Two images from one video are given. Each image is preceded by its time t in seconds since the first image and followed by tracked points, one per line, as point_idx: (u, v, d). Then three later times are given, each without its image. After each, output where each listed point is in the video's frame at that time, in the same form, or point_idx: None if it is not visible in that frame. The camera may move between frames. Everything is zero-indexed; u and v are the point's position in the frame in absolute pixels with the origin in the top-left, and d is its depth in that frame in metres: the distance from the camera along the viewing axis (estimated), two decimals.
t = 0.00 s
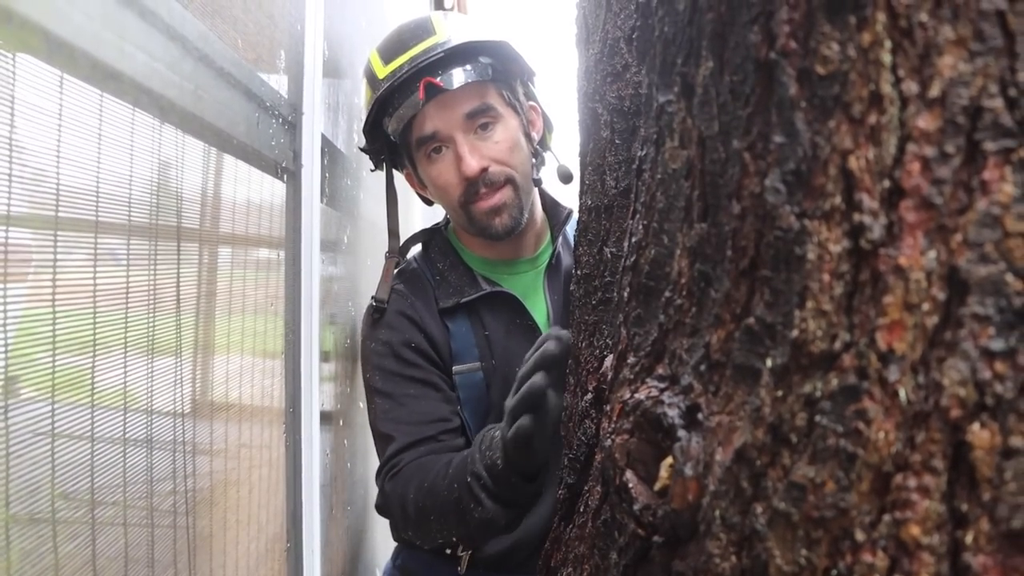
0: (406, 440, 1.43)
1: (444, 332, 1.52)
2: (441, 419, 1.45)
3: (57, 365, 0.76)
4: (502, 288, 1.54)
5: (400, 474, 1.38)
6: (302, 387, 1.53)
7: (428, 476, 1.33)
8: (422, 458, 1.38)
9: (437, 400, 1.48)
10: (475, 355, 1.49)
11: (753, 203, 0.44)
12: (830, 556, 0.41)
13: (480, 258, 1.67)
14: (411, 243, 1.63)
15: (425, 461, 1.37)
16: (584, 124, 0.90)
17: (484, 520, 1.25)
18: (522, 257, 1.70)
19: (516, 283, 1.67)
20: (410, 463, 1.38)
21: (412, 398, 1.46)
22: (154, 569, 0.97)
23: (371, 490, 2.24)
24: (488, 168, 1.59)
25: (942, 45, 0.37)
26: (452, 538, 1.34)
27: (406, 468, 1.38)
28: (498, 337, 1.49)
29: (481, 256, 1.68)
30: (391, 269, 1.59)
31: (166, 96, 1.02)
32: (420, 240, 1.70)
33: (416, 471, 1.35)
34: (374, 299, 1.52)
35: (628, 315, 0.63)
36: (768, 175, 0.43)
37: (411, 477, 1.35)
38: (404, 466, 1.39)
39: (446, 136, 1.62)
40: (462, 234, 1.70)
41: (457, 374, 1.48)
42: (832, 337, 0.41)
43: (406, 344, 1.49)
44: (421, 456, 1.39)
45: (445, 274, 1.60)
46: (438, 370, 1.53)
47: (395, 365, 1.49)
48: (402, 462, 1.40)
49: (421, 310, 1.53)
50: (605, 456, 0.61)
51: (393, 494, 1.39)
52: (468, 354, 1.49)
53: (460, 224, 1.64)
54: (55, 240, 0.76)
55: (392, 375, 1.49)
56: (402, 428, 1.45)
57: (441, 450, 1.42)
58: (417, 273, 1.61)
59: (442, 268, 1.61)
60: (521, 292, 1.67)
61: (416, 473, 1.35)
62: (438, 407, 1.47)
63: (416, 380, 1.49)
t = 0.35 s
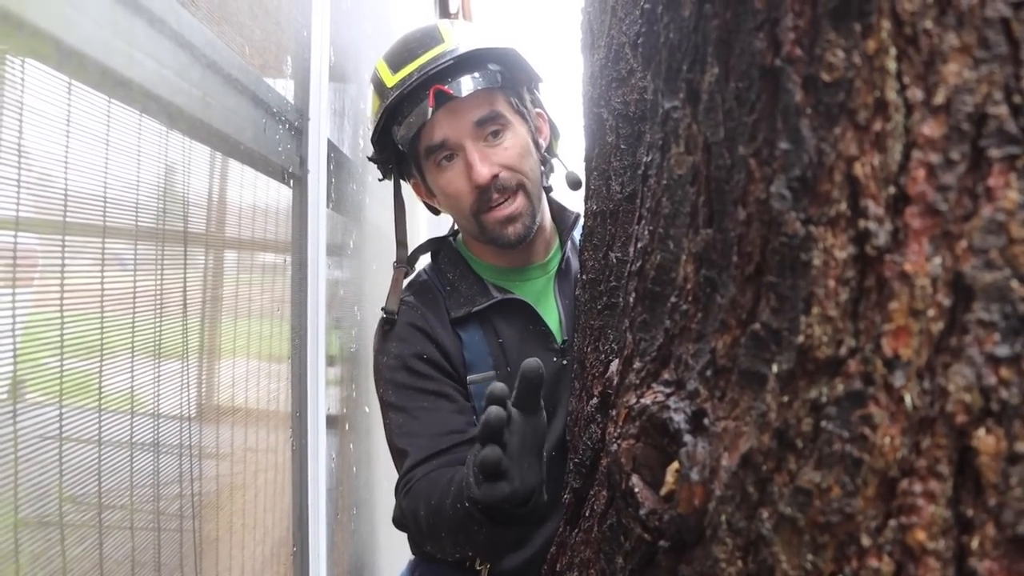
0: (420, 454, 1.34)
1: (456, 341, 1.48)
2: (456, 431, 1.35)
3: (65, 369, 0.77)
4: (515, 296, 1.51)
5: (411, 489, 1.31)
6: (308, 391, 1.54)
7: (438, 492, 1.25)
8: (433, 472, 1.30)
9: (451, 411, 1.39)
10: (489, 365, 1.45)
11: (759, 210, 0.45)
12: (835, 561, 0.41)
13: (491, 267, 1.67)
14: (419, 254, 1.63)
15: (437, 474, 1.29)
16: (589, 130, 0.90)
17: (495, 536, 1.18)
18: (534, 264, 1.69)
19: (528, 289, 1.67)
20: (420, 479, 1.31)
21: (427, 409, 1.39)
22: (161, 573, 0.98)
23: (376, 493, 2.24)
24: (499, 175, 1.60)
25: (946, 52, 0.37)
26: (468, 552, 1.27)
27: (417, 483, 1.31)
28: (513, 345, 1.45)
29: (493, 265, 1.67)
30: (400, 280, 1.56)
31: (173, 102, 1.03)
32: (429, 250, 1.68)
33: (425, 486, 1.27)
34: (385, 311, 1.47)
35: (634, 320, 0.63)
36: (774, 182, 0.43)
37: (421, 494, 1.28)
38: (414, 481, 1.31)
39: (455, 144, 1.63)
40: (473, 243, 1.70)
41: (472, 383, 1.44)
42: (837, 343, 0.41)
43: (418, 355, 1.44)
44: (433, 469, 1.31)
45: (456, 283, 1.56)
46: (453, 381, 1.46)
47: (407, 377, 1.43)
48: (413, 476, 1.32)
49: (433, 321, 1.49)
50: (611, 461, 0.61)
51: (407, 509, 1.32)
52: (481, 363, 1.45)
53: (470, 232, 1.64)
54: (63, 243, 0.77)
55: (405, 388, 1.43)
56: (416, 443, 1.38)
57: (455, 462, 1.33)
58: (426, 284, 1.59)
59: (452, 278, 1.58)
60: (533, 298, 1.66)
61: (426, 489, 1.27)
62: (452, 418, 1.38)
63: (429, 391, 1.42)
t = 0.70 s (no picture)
0: (427, 454, 1.33)
1: (462, 339, 1.47)
2: (462, 431, 1.35)
3: (70, 370, 0.78)
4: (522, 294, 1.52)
5: (416, 487, 1.29)
6: (313, 391, 1.56)
7: (443, 487, 1.22)
8: (438, 470, 1.28)
9: (458, 412, 1.39)
10: (495, 364, 1.45)
11: (764, 212, 0.45)
12: (841, 563, 0.41)
13: (497, 268, 1.66)
14: (426, 252, 1.62)
15: (443, 471, 1.27)
16: (593, 132, 0.91)
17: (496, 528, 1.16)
18: (540, 265, 1.69)
19: (535, 289, 1.66)
20: (424, 475, 1.28)
21: (433, 410, 1.38)
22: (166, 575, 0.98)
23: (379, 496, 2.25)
24: (506, 174, 1.59)
25: (952, 55, 0.37)
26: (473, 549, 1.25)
27: (421, 479, 1.28)
28: (519, 345, 1.46)
29: (500, 265, 1.67)
30: (406, 279, 1.56)
31: (179, 105, 1.04)
32: (437, 249, 1.66)
33: (431, 482, 1.26)
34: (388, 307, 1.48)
35: (639, 323, 0.63)
36: (778, 184, 0.43)
37: (427, 490, 1.26)
38: (418, 479, 1.29)
39: (463, 142, 1.63)
40: (479, 244, 1.70)
41: (478, 383, 1.44)
42: (842, 345, 0.41)
43: (425, 355, 1.43)
44: (438, 467, 1.29)
45: (463, 283, 1.56)
46: (460, 381, 1.45)
47: (415, 377, 1.42)
48: (418, 474, 1.30)
49: (440, 320, 1.48)
50: (616, 463, 0.61)
51: (411, 508, 1.30)
52: (487, 363, 1.45)
53: (476, 232, 1.64)
54: (69, 245, 0.77)
55: (413, 388, 1.41)
56: (421, 443, 1.36)
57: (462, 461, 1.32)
58: (433, 282, 1.59)
59: (460, 277, 1.58)
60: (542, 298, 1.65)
61: (433, 486, 1.25)
62: (459, 418, 1.37)
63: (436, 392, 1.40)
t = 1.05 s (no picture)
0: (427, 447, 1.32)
1: (466, 335, 1.46)
2: (465, 427, 1.35)
3: (74, 373, 0.78)
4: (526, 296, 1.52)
5: (414, 478, 1.29)
6: (316, 394, 1.56)
7: (443, 472, 1.24)
8: (436, 460, 1.28)
9: (460, 407, 1.38)
10: (497, 362, 1.44)
11: (769, 217, 0.45)
12: (846, 567, 0.41)
13: (500, 267, 1.67)
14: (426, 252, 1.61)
15: (440, 461, 1.28)
16: (596, 135, 0.91)
17: (500, 506, 1.14)
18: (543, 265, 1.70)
19: (537, 290, 1.67)
20: (422, 465, 1.29)
21: (434, 404, 1.36)
22: None
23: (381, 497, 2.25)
24: (508, 171, 1.60)
25: (957, 60, 0.37)
26: (472, 541, 1.24)
27: (418, 469, 1.29)
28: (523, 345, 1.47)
29: (505, 265, 1.67)
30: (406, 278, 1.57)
31: (183, 109, 1.04)
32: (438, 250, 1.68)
33: (428, 470, 1.26)
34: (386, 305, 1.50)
35: (643, 326, 0.63)
36: (784, 189, 0.43)
37: (424, 480, 1.26)
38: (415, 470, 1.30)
39: (464, 139, 1.63)
40: (482, 243, 1.70)
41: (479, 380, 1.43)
42: (847, 350, 0.41)
43: (427, 349, 1.42)
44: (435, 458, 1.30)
45: (466, 282, 1.56)
46: (462, 377, 1.44)
47: (416, 371, 1.41)
48: (414, 466, 1.30)
49: (443, 316, 1.47)
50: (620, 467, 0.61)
51: (409, 502, 1.29)
52: (490, 360, 1.44)
53: (479, 229, 1.64)
54: (73, 248, 0.78)
55: (414, 382, 1.40)
56: (423, 437, 1.35)
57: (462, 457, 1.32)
58: (435, 280, 1.58)
59: (463, 276, 1.58)
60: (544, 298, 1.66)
61: (431, 474, 1.26)
62: (461, 413, 1.37)
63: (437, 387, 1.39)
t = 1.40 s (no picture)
0: (430, 459, 1.33)
1: (468, 344, 1.46)
2: (467, 436, 1.35)
3: (76, 377, 0.78)
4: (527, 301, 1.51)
5: (421, 492, 1.29)
6: (318, 398, 1.56)
7: (449, 490, 1.24)
8: (444, 475, 1.29)
9: (462, 416, 1.38)
10: (499, 369, 1.44)
11: (769, 223, 0.45)
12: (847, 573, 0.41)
13: (499, 272, 1.68)
14: (425, 256, 1.61)
15: (448, 476, 1.28)
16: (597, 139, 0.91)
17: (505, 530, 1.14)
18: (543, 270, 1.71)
19: (538, 295, 1.68)
20: (429, 480, 1.29)
21: (436, 414, 1.37)
22: None
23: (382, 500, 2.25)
24: (508, 173, 1.59)
25: (957, 67, 0.37)
26: (480, 554, 1.25)
27: (426, 483, 1.30)
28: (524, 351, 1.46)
29: (504, 270, 1.68)
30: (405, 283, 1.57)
31: (185, 114, 1.05)
32: (438, 254, 1.68)
33: (435, 487, 1.27)
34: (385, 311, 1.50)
35: (644, 332, 0.63)
36: (784, 195, 0.43)
37: (432, 494, 1.27)
38: (422, 484, 1.30)
39: (465, 143, 1.64)
40: (481, 247, 1.71)
41: (483, 387, 1.42)
42: (848, 356, 0.41)
43: (430, 358, 1.42)
44: (443, 472, 1.30)
45: (467, 288, 1.56)
46: (464, 385, 1.45)
47: (418, 380, 1.41)
48: (421, 480, 1.31)
49: (445, 323, 1.47)
50: (621, 472, 0.61)
51: (416, 514, 1.30)
52: (492, 368, 1.44)
53: (478, 233, 1.64)
54: (74, 252, 0.78)
55: (416, 391, 1.41)
56: (426, 447, 1.36)
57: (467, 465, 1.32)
58: (437, 288, 1.57)
59: (464, 283, 1.57)
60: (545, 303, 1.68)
61: (438, 490, 1.26)
62: (463, 423, 1.37)
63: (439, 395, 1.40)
